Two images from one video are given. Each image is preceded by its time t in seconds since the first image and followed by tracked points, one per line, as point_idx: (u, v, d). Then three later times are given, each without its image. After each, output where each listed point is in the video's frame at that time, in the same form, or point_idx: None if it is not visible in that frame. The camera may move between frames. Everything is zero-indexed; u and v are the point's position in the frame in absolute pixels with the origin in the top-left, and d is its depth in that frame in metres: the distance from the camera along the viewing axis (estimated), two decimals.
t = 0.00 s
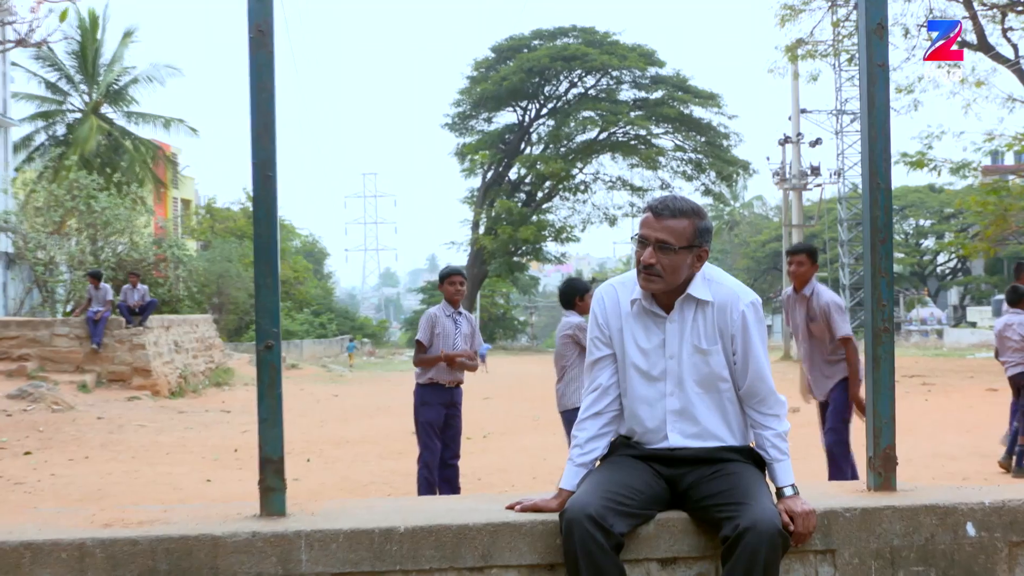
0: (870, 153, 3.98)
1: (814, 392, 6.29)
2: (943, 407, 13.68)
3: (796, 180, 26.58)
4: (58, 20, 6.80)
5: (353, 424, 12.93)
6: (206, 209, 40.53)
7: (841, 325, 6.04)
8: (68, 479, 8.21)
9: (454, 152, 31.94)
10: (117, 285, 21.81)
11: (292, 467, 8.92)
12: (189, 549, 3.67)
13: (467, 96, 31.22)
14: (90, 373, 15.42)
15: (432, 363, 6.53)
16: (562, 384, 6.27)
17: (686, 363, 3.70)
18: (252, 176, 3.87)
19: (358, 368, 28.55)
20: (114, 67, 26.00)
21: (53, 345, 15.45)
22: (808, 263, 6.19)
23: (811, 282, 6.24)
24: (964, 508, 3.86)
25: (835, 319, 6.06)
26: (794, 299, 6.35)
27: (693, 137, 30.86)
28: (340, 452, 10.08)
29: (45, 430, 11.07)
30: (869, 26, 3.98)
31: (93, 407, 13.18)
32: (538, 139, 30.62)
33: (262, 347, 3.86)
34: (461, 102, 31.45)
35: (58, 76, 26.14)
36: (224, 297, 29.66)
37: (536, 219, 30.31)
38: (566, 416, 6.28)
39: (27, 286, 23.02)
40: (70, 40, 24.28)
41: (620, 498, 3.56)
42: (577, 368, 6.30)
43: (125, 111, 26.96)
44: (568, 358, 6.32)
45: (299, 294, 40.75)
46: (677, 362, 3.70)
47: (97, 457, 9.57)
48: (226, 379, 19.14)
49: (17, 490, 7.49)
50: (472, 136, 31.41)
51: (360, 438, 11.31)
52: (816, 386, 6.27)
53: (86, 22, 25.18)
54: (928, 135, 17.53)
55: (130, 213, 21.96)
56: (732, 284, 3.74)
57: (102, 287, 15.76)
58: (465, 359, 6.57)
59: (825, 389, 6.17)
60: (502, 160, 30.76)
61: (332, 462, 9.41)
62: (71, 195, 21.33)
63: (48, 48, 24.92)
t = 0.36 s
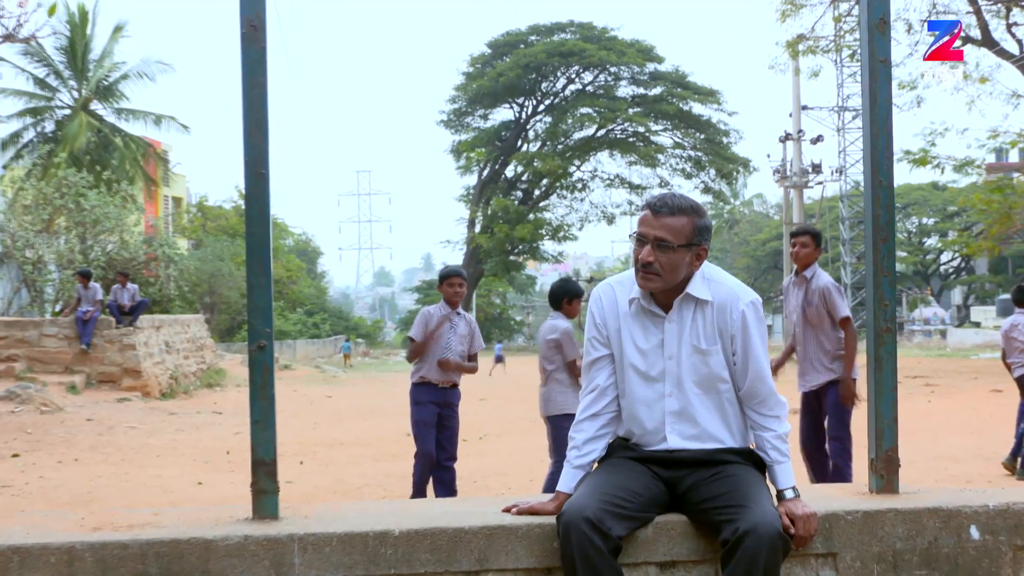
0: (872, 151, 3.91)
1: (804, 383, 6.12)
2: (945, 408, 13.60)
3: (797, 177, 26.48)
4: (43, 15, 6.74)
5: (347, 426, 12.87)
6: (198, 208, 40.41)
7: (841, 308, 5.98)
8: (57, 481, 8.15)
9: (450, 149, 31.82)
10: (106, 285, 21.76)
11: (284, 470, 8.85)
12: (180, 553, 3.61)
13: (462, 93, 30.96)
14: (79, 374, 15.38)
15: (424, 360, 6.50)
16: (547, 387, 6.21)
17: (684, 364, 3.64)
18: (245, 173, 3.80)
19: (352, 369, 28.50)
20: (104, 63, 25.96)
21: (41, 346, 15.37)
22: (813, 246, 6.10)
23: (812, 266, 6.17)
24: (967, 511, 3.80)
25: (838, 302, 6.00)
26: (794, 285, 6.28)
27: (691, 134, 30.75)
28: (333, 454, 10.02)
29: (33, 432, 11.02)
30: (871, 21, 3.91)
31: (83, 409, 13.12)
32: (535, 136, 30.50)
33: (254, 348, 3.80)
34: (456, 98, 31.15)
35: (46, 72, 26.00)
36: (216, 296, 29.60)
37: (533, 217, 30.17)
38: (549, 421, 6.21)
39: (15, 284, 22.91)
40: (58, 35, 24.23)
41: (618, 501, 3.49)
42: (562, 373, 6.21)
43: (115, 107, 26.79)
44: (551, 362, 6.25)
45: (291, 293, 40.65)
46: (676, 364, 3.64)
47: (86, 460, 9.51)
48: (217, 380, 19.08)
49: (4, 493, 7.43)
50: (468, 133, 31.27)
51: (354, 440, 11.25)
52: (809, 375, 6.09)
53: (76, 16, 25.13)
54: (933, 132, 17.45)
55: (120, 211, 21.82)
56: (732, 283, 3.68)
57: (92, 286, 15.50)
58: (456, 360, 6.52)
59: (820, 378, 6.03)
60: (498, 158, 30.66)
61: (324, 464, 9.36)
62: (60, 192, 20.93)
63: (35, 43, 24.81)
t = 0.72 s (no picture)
0: (875, 146, 3.84)
1: (794, 376, 5.99)
2: (949, 410, 13.49)
3: (799, 173, 26.36)
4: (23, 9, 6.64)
5: (339, 427, 12.78)
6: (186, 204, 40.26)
7: (841, 300, 5.92)
8: (41, 484, 8.07)
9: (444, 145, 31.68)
10: (92, 282, 21.54)
11: (274, 473, 8.77)
12: (168, 557, 3.53)
13: (457, 88, 31.10)
14: (64, 375, 15.29)
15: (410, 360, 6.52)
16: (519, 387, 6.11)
17: (682, 364, 3.56)
18: (235, 169, 3.72)
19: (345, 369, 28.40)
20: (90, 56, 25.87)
21: (25, 345, 15.30)
22: (813, 239, 6.04)
23: (812, 260, 6.11)
24: (971, 514, 3.72)
25: (838, 293, 5.93)
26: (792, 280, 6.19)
27: (691, 130, 30.67)
28: (323, 456, 9.93)
29: (19, 435, 10.93)
30: (873, 14, 3.83)
31: (68, 410, 13.02)
32: (531, 131, 30.45)
33: (244, 348, 3.72)
34: (451, 93, 31.33)
35: (31, 66, 25.84)
36: (205, 295, 29.49)
37: (528, 215, 29.98)
38: (521, 420, 6.15)
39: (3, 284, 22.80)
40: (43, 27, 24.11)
41: (615, 504, 3.42)
42: (533, 372, 6.11)
43: (102, 102, 26.69)
44: (526, 359, 6.16)
45: (282, 292, 40.50)
46: (674, 364, 3.56)
47: (71, 463, 9.43)
48: (206, 381, 18.98)
49: None
50: (462, 129, 31.30)
51: (346, 442, 11.17)
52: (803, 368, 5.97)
53: (61, 9, 24.99)
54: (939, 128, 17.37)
55: (106, 208, 21.53)
56: (731, 282, 3.60)
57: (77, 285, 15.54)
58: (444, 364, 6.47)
59: (812, 371, 5.93)
60: (493, 154, 30.76)
61: (314, 467, 9.27)
62: (45, 189, 20.82)
63: (20, 36, 24.63)
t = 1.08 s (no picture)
0: (878, 142, 3.75)
1: (792, 376, 5.87)
2: (952, 411, 13.39)
3: (800, 169, 26.21)
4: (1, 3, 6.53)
5: (330, 429, 12.70)
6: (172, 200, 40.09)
7: (845, 298, 5.86)
8: (25, 488, 7.98)
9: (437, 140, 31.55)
10: (77, 280, 21.38)
11: (263, 476, 8.69)
12: (154, 562, 3.44)
13: (450, 81, 30.78)
14: (48, 375, 15.20)
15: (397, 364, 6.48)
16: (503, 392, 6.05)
17: (681, 363, 3.47)
18: (222, 165, 3.64)
19: (338, 369, 28.28)
20: (74, 49, 25.76)
21: (8, 345, 15.26)
22: (809, 238, 5.96)
23: (808, 260, 6.04)
24: (977, 518, 3.64)
25: (840, 293, 5.87)
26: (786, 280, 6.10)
27: (690, 125, 30.56)
28: (312, 460, 9.84)
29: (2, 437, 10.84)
30: (876, 6, 3.74)
31: (50, 412, 12.92)
32: (526, 126, 30.35)
33: (232, 347, 3.63)
34: (444, 87, 30.95)
35: (13, 59, 25.64)
36: (192, 293, 29.36)
37: (523, 212, 29.75)
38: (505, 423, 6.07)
39: None
40: (25, 18, 23.95)
41: (613, 508, 3.33)
42: (512, 370, 6.04)
43: (86, 96, 26.56)
44: (508, 358, 6.09)
45: (271, 291, 40.32)
46: (672, 363, 3.47)
47: (54, 466, 9.33)
48: (193, 382, 18.89)
49: None
50: (455, 123, 31.04)
51: (338, 445, 11.08)
52: (801, 367, 5.85)
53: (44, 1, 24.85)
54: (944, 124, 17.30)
55: (90, 204, 21.25)
56: (731, 280, 3.52)
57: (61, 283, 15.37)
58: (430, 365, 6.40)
59: (809, 369, 5.82)
60: (487, 149, 30.55)
61: (305, 470, 9.19)
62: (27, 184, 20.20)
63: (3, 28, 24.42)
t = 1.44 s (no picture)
0: (882, 137, 3.65)
1: (794, 375, 5.79)
2: (957, 412, 13.28)
3: (802, 164, 26.09)
4: None
5: (321, 431, 12.59)
6: (159, 197, 39.87)
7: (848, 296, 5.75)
8: (7, 492, 7.87)
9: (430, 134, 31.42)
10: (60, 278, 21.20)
11: (252, 478, 8.59)
12: (138, 568, 3.34)
13: (444, 75, 30.92)
14: (29, 376, 15.07)
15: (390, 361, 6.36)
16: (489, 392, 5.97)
17: (679, 362, 3.37)
18: (210, 160, 3.54)
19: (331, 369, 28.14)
20: (55, 41, 25.58)
21: None
22: (808, 235, 5.87)
23: (807, 258, 5.95)
24: (985, 523, 3.54)
25: (842, 290, 5.76)
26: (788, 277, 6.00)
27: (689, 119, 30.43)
28: (302, 462, 9.74)
29: None
30: None
31: (31, 414, 12.80)
32: (521, 120, 30.30)
33: (219, 347, 3.52)
34: (438, 81, 31.13)
35: None
36: (177, 292, 29.21)
37: (519, 208, 29.57)
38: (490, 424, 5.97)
39: None
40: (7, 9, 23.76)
41: (610, 512, 3.23)
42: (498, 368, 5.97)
43: (68, 91, 26.40)
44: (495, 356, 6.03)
45: (260, 289, 40.10)
46: (670, 362, 3.37)
47: (36, 469, 9.22)
48: (178, 383, 18.79)
49: None
50: (449, 117, 30.97)
51: (330, 447, 10.98)
52: (804, 366, 5.76)
53: None
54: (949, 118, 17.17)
55: (71, 200, 21.05)
56: (732, 278, 3.42)
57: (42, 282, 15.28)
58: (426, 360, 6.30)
59: (812, 368, 5.72)
60: (481, 144, 30.48)
61: (295, 473, 9.09)
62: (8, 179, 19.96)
63: None
